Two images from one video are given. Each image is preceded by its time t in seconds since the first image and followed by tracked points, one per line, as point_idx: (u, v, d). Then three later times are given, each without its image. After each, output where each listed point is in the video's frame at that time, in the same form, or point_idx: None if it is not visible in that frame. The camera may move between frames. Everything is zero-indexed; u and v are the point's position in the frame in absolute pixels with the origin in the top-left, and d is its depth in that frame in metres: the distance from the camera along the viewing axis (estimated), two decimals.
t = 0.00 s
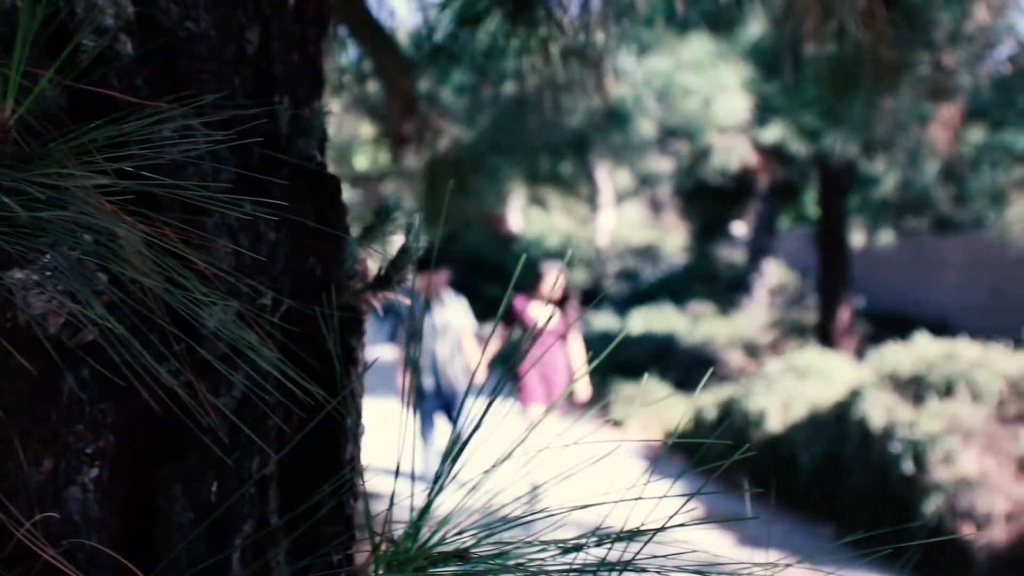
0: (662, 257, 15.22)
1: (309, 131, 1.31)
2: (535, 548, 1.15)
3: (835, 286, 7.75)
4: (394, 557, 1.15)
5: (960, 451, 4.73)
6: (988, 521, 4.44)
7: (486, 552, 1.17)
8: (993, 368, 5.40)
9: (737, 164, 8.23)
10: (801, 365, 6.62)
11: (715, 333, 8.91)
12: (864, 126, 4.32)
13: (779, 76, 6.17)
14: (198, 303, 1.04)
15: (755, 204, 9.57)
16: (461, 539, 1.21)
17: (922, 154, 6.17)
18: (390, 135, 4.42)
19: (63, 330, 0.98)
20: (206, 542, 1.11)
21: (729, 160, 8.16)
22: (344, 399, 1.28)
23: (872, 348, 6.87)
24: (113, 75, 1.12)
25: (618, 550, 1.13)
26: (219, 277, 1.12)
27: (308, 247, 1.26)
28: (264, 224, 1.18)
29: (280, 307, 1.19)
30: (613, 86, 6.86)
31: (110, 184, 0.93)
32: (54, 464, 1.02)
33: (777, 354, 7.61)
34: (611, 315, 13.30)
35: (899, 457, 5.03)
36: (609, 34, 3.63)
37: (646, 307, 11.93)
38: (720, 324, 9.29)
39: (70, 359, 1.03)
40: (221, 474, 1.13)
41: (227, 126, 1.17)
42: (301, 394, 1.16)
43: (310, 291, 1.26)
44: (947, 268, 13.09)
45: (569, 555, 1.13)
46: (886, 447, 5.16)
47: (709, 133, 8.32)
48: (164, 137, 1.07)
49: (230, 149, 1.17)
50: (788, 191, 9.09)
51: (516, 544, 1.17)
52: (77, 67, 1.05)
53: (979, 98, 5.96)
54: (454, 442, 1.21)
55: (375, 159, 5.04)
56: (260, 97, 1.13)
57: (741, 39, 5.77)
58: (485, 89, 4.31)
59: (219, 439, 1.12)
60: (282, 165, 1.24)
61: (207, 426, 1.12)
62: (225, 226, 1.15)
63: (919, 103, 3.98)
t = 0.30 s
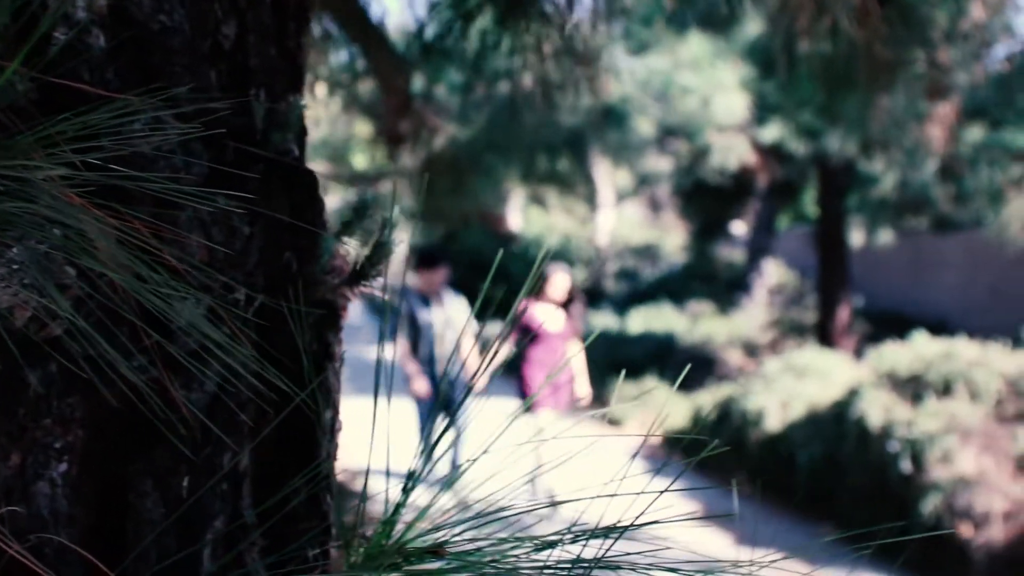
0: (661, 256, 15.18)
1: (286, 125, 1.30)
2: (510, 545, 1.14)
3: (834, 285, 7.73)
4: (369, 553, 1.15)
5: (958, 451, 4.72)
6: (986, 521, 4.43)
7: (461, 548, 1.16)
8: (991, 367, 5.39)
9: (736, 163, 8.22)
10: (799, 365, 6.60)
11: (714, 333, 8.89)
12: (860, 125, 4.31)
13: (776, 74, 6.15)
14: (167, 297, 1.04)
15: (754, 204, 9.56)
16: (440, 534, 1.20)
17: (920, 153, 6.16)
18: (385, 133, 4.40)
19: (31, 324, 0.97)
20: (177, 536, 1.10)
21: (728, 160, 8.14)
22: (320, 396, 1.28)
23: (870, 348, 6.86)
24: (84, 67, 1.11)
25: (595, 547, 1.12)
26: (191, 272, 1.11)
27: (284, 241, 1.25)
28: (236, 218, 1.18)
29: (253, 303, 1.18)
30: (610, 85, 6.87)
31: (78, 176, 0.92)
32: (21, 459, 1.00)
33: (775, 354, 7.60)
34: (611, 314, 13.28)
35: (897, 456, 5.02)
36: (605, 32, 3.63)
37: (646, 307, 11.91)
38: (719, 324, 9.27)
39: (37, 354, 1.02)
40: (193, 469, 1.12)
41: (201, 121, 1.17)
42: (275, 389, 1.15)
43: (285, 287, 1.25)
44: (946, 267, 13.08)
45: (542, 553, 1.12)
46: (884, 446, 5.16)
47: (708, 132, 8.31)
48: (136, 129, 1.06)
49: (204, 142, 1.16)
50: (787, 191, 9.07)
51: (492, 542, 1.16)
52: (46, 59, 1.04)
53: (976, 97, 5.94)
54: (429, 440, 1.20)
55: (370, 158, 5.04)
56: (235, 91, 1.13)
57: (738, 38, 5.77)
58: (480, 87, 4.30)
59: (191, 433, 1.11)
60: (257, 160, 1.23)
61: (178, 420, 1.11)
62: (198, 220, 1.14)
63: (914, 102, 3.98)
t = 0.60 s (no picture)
0: (660, 256, 15.15)
1: (261, 119, 1.30)
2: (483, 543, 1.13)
3: (832, 285, 7.71)
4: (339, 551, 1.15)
5: (956, 450, 4.71)
6: (983, 521, 4.42)
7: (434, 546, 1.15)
8: (989, 366, 5.37)
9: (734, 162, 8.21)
10: (798, 365, 6.58)
11: (712, 333, 8.87)
12: (855, 124, 4.30)
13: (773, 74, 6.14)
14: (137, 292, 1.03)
15: (753, 203, 9.54)
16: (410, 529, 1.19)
17: (917, 152, 6.14)
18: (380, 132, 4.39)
19: None
20: (147, 532, 1.10)
21: (725, 159, 8.12)
22: (295, 392, 1.27)
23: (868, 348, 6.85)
24: (54, 60, 1.11)
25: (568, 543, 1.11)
26: (162, 266, 1.11)
27: (259, 237, 1.25)
28: (209, 213, 1.17)
29: (227, 297, 1.18)
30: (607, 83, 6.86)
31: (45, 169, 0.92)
32: None
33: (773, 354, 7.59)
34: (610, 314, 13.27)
35: (894, 455, 5.01)
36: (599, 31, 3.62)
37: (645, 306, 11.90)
38: (718, 324, 9.25)
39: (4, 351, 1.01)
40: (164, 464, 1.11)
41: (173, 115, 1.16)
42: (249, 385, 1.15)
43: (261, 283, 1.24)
44: (945, 267, 13.04)
45: (515, 549, 1.10)
46: (882, 445, 5.15)
47: (706, 132, 8.29)
48: (105, 122, 1.05)
49: (176, 137, 1.16)
50: (786, 191, 9.06)
51: (466, 538, 1.15)
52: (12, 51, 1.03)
53: (974, 96, 5.92)
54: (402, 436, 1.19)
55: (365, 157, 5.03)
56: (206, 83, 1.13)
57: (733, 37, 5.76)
58: (475, 86, 4.29)
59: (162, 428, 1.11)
60: (231, 154, 1.23)
61: (149, 417, 1.11)
62: (170, 214, 1.13)
63: (909, 101, 3.97)
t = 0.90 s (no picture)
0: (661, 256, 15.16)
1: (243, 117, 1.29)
2: (462, 543, 1.13)
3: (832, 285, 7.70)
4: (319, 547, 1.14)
5: (956, 450, 4.70)
6: (983, 521, 4.42)
7: (413, 546, 1.15)
8: (989, 366, 5.36)
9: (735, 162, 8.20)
10: (798, 365, 6.57)
11: (713, 333, 8.86)
12: (853, 123, 4.30)
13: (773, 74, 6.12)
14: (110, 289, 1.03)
15: (753, 203, 9.53)
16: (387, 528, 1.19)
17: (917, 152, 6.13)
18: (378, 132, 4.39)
19: None
20: (122, 528, 1.10)
21: (726, 159, 8.11)
22: (275, 391, 1.27)
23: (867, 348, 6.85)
24: (28, 57, 1.11)
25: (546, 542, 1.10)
26: (137, 263, 1.11)
27: (237, 234, 1.24)
28: (186, 210, 1.17)
29: (204, 295, 1.18)
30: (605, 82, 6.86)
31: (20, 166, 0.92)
32: None
33: (773, 354, 7.59)
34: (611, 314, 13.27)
35: (894, 456, 5.00)
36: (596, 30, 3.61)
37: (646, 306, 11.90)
38: (719, 325, 9.23)
39: None
40: (139, 462, 1.11)
41: (151, 113, 1.16)
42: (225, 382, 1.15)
43: (239, 280, 1.24)
44: (945, 267, 13.02)
45: (493, 548, 1.10)
46: (881, 445, 5.14)
47: (706, 132, 8.28)
48: (80, 119, 1.05)
49: (153, 134, 1.16)
50: (786, 191, 9.05)
51: (444, 538, 1.15)
52: None
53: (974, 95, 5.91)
54: (379, 435, 1.19)
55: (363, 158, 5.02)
56: (183, 79, 1.12)
57: (732, 38, 5.76)
58: (474, 86, 4.28)
59: (138, 425, 1.11)
60: (210, 151, 1.23)
61: (124, 413, 1.10)
62: (147, 211, 1.13)
63: (906, 103, 3.96)
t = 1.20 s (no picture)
0: (661, 256, 15.16)
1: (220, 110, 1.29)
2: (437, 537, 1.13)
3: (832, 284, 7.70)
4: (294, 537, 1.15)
5: (954, 450, 4.68)
6: (982, 521, 4.41)
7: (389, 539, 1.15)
8: (987, 365, 5.35)
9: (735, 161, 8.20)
10: (797, 365, 6.57)
11: (713, 333, 8.86)
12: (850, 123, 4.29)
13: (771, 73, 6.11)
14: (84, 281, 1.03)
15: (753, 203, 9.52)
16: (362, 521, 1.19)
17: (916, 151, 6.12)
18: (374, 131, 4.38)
19: None
20: (94, 519, 1.09)
21: (725, 159, 8.10)
22: (252, 385, 1.27)
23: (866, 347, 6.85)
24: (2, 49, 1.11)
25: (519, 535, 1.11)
26: (112, 254, 1.11)
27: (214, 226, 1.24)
28: (162, 202, 1.17)
29: (179, 287, 1.17)
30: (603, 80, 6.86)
31: None
32: None
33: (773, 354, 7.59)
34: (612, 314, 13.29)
35: (893, 455, 4.99)
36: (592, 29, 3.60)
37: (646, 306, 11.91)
38: (719, 324, 9.23)
39: None
40: (112, 454, 1.11)
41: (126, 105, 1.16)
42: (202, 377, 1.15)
43: (216, 273, 1.24)
44: (944, 267, 13.01)
45: (468, 541, 1.10)
46: (879, 445, 5.13)
47: (706, 132, 8.27)
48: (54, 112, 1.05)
49: (127, 126, 1.15)
50: (786, 191, 9.04)
51: (421, 531, 1.15)
52: None
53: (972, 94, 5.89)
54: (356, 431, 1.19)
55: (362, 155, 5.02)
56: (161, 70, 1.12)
57: (729, 37, 5.76)
58: (470, 86, 4.28)
59: (111, 417, 1.11)
60: (186, 143, 1.22)
61: (98, 405, 1.10)
62: (121, 203, 1.13)
63: (903, 103, 3.96)
